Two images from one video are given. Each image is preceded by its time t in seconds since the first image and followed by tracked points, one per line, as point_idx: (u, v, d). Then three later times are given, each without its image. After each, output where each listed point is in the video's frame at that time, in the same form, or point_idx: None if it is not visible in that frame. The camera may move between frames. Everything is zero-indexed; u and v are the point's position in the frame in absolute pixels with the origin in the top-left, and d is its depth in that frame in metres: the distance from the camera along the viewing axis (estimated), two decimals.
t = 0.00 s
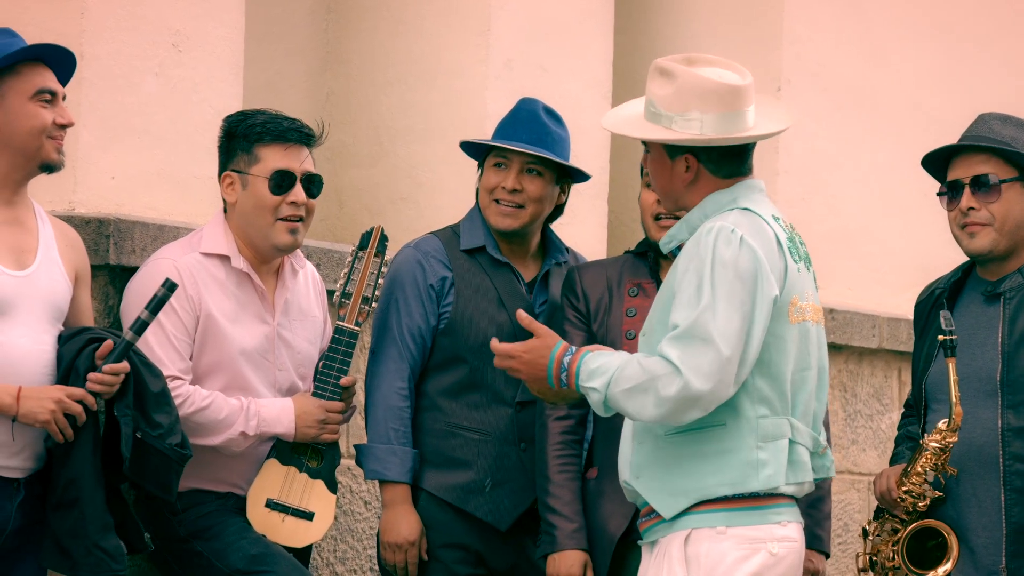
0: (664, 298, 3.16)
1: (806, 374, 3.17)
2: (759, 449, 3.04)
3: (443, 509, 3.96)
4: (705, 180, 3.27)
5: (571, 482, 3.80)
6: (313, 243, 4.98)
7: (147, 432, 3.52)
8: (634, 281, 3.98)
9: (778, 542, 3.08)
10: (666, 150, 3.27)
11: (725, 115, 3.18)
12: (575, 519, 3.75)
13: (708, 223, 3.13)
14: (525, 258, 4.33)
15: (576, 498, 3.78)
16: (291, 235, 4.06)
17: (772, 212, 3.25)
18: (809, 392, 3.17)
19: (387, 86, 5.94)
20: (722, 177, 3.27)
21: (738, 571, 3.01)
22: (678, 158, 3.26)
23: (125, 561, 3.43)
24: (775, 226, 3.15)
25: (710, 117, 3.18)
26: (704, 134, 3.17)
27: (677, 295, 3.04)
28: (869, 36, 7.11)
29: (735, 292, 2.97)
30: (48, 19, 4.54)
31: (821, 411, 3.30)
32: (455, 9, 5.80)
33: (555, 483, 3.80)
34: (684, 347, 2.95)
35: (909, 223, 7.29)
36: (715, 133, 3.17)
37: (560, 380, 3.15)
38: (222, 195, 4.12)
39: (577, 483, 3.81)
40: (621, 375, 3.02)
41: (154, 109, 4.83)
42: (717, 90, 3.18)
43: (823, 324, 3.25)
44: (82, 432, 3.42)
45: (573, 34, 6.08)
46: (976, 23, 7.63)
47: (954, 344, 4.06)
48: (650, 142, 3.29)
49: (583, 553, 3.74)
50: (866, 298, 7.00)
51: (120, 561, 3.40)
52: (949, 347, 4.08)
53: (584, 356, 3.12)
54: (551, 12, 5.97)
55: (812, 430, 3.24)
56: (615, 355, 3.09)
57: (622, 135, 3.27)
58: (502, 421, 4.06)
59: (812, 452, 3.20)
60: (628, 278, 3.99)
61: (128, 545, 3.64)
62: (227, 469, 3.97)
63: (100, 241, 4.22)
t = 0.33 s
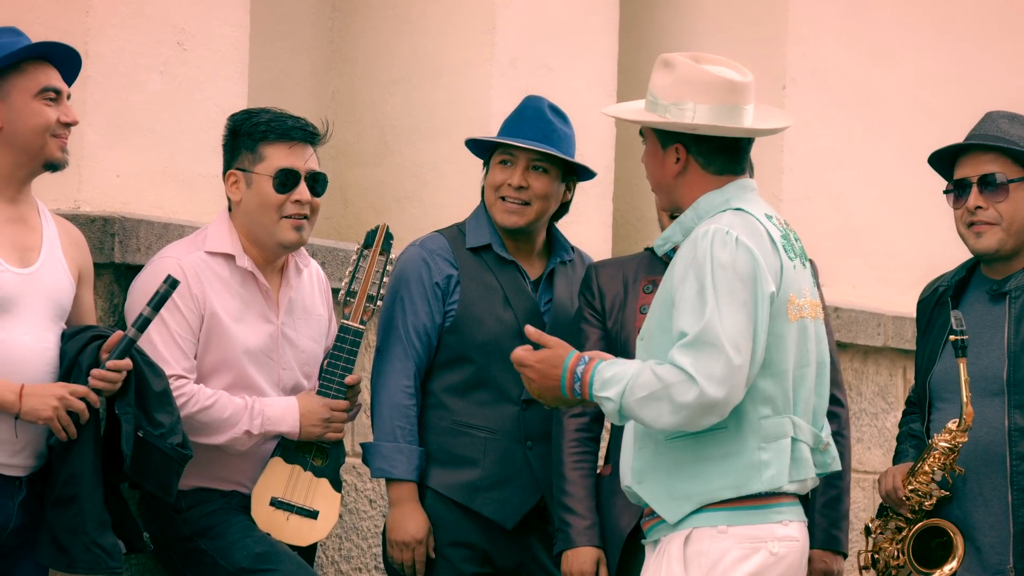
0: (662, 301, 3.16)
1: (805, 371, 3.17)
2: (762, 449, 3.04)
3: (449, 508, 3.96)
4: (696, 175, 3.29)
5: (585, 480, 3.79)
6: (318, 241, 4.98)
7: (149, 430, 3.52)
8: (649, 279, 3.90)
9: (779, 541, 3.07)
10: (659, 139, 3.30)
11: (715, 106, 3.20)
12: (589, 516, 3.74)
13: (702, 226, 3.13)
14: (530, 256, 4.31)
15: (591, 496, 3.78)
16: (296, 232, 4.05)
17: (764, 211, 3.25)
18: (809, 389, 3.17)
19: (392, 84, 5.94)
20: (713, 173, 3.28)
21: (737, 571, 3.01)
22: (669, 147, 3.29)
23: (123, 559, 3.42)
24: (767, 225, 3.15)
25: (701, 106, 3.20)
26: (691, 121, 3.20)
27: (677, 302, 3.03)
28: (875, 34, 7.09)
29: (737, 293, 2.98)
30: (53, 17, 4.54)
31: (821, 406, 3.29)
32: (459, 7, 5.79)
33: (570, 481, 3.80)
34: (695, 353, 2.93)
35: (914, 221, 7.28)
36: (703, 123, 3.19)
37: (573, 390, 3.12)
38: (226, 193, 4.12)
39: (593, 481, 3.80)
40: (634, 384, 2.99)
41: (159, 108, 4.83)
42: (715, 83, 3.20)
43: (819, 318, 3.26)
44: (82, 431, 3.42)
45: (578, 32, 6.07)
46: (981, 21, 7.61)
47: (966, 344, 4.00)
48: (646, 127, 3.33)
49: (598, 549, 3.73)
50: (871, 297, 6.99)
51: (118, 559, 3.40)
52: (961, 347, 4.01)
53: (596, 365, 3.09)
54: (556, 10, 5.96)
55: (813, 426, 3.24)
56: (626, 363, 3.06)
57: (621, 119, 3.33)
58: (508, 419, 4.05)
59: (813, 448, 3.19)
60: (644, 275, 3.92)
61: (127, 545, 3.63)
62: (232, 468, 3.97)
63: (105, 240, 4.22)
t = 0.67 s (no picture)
0: (662, 306, 3.15)
1: (808, 367, 3.16)
2: (768, 447, 3.04)
3: (456, 506, 3.96)
4: (693, 170, 3.30)
5: (602, 477, 3.77)
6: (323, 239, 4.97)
7: (151, 429, 3.52)
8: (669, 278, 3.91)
9: (779, 541, 3.07)
10: (657, 134, 3.33)
11: (713, 103, 3.21)
12: (604, 515, 3.71)
13: (699, 225, 3.14)
14: (536, 253, 4.30)
15: (607, 495, 3.75)
16: (301, 230, 4.04)
17: (762, 208, 3.24)
18: (812, 385, 3.16)
19: (398, 82, 5.93)
20: (710, 171, 3.29)
21: (737, 571, 3.02)
22: (667, 142, 3.31)
23: (121, 557, 3.42)
24: (765, 222, 3.15)
25: (699, 101, 3.22)
26: (688, 115, 3.21)
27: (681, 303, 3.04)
28: (882, 32, 7.07)
29: (739, 288, 2.98)
30: (58, 15, 4.54)
31: (825, 402, 3.28)
32: (465, 6, 5.79)
33: (588, 480, 3.78)
34: (706, 355, 2.93)
35: (919, 220, 7.26)
36: (699, 114, 3.20)
37: (603, 414, 3.12)
38: (231, 191, 4.12)
39: (608, 478, 3.79)
40: (654, 396, 2.99)
41: (164, 106, 4.83)
42: (714, 78, 3.22)
43: (820, 314, 3.25)
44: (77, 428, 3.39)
45: (583, 31, 6.06)
46: (988, 20, 7.59)
47: (973, 344, 3.98)
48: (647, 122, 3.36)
49: (613, 549, 3.69)
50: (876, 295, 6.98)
51: (116, 557, 3.40)
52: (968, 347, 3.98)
53: (618, 386, 3.08)
54: (561, 8, 5.96)
55: (818, 423, 3.23)
56: (643, 378, 3.06)
57: (623, 112, 3.36)
58: (514, 417, 4.05)
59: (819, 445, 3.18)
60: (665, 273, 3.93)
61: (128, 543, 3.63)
62: (236, 466, 3.97)
63: (110, 238, 4.21)
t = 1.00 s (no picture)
0: (663, 305, 3.17)
1: (808, 364, 3.17)
2: (770, 444, 3.06)
3: (464, 504, 3.95)
4: (693, 166, 3.29)
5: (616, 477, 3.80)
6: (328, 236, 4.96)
7: (155, 427, 3.52)
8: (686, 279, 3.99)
9: (778, 539, 3.08)
10: (658, 129, 3.32)
11: (713, 98, 3.20)
12: (617, 513, 3.76)
13: (699, 222, 3.15)
14: (540, 249, 4.30)
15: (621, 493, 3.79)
16: (306, 227, 4.03)
17: (762, 204, 3.25)
18: (812, 381, 3.18)
19: (403, 80, 5.93)
20: (711, 166, 3.28)
21: (739, 571, 3.03)
22: (667, 138, 3.30)
23: (125, 554, 3.42)
24: (766, 219, 3.16)
25: (699, 96, 3.21)
26: (688, 109, 3.21)
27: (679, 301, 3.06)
28: (889, 28, 7.05)
29: (737, 284, 2.99)
30: (64, 13, 4.55)
31: (826, 399, 3.29)
32: (470, 3, 5.77)
33: (602, 480, 3.81)
34: (702, 353, 2.95)
35: (925, 217, 7.24)
36: (698, 109, 3.19)
37: (617, 423, 3.13)
38: (235, 189, 4.12)
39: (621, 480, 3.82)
40: (657, 400, 3.02)
41: (170, 104, 4.83)
42: (714, 73, 3.22)
43: (819, 312, 3.27)
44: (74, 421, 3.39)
45: (588, 29, 6.05)
46: (994, 17, 7.57)
47: (977, 345, 3.97)
48: (648, 118, 3.35)
49: (626, 546, 3.73)
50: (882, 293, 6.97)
51: (120, 555, 3.40)
52: (972, 349, 3.98)
53: (629, 394, 3.11)
54: (566, 6, 5.95)
55: (818, 421, 3.24)
56: (647, 384, 3.08)
57: (624, 107, 3.36)
58: (521, 414, 4.04)
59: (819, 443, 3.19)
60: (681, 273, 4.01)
61: (131, 541, 3.64)
62: (241, 464, 3.97)
63: (115, 236, 4.21)
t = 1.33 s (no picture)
0: (663, 299, 3.19)
1: (809, 361, 3.17)
2: (767, 440, 3.06)
3: (473, 501, 3.94)
4: (696, 161, 3.29)
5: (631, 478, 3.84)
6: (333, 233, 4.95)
7: (159, 427, 3.52)
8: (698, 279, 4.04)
9: (779, 536, 3.10)
10: (660, 123, 3.31)
11: (716, 92, 3.20)
12: (627, 511, 3.80)
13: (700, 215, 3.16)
14: (544, 245, 4.30)
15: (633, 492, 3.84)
16: (310, 225, 4.03)
17: (764, 199, 3.24)
18: (814, 378, 3.18)
19: (408, 77, 5.93)
20: (713, 161, 3.27)
21: (738, 569, 3.05)
22: (670, 133, 3.30)
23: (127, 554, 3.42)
24: (767, 215, 3.15)
25: (702, 90, 3.20)
26: (690, 103, 3.20)
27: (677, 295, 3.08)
28: (894, 25, 7.04)
29: (731, 280, 3.00)
30: (68, 11, 4.55)
31: (830, 397, 3.28)
32: None
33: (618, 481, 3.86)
34: (692, 349, 2.97)
35: (930, 215, 7.23)
36: (701, 103, 3.19)
37: (616, 419, 3.15)
38: (240, 187, 4.12)
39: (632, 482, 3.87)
40: (648, 396, 3.04)
41: (175, 101, 4.83)
42: (717, 68, 3.21)
43: (824, 308, 3.27)
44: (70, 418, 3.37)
45: (592, 26, 6.04)
46: (1000, 14, 7.55)
47: (977, 345, 3.97)
48: (652, 113, 3.34)
49: (636, 545, 3.78)
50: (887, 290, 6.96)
51: (121, 554, 3.40)
52: (972, 349, 3.98)
53: (628, 390, 3.13)
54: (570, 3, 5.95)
55: (820, 418, 3.23)
56: (642, 379, 3.11)
57: (628, 102, 3.36)
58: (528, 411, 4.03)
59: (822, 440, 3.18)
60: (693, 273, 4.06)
61: (134, 540, 3.66)
62: (246, 462, 3.96)
63: (120, 233, 4.21)
